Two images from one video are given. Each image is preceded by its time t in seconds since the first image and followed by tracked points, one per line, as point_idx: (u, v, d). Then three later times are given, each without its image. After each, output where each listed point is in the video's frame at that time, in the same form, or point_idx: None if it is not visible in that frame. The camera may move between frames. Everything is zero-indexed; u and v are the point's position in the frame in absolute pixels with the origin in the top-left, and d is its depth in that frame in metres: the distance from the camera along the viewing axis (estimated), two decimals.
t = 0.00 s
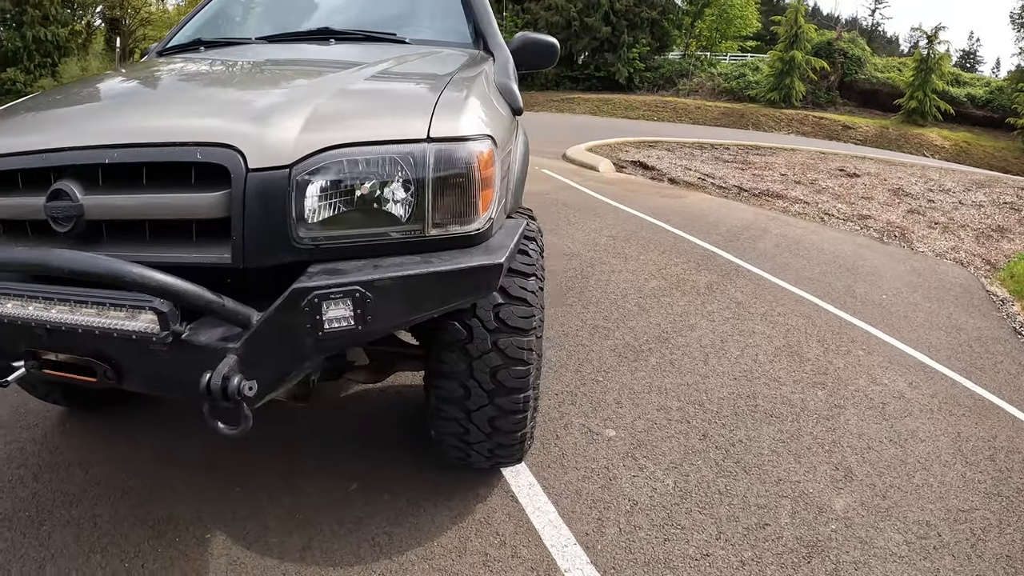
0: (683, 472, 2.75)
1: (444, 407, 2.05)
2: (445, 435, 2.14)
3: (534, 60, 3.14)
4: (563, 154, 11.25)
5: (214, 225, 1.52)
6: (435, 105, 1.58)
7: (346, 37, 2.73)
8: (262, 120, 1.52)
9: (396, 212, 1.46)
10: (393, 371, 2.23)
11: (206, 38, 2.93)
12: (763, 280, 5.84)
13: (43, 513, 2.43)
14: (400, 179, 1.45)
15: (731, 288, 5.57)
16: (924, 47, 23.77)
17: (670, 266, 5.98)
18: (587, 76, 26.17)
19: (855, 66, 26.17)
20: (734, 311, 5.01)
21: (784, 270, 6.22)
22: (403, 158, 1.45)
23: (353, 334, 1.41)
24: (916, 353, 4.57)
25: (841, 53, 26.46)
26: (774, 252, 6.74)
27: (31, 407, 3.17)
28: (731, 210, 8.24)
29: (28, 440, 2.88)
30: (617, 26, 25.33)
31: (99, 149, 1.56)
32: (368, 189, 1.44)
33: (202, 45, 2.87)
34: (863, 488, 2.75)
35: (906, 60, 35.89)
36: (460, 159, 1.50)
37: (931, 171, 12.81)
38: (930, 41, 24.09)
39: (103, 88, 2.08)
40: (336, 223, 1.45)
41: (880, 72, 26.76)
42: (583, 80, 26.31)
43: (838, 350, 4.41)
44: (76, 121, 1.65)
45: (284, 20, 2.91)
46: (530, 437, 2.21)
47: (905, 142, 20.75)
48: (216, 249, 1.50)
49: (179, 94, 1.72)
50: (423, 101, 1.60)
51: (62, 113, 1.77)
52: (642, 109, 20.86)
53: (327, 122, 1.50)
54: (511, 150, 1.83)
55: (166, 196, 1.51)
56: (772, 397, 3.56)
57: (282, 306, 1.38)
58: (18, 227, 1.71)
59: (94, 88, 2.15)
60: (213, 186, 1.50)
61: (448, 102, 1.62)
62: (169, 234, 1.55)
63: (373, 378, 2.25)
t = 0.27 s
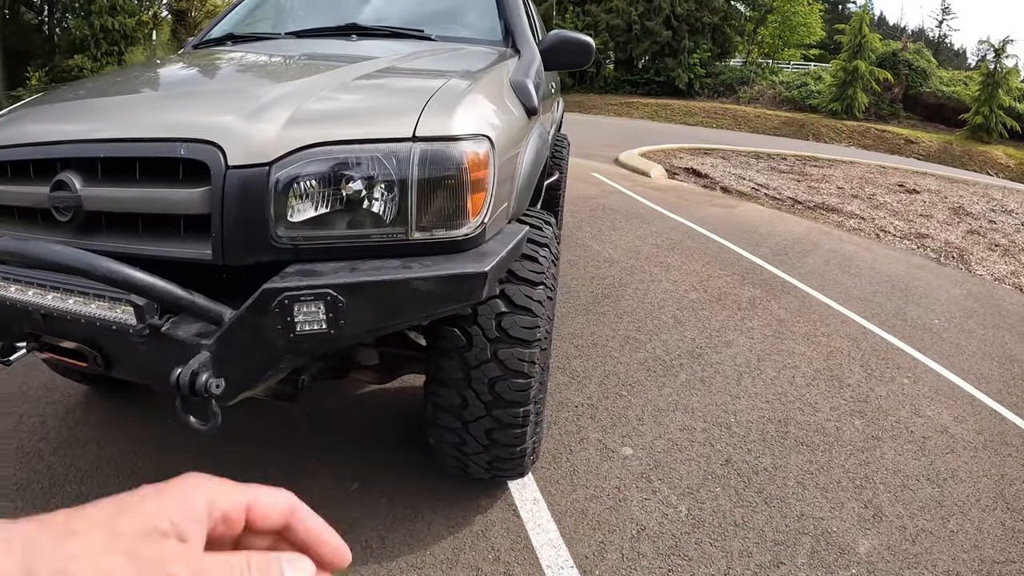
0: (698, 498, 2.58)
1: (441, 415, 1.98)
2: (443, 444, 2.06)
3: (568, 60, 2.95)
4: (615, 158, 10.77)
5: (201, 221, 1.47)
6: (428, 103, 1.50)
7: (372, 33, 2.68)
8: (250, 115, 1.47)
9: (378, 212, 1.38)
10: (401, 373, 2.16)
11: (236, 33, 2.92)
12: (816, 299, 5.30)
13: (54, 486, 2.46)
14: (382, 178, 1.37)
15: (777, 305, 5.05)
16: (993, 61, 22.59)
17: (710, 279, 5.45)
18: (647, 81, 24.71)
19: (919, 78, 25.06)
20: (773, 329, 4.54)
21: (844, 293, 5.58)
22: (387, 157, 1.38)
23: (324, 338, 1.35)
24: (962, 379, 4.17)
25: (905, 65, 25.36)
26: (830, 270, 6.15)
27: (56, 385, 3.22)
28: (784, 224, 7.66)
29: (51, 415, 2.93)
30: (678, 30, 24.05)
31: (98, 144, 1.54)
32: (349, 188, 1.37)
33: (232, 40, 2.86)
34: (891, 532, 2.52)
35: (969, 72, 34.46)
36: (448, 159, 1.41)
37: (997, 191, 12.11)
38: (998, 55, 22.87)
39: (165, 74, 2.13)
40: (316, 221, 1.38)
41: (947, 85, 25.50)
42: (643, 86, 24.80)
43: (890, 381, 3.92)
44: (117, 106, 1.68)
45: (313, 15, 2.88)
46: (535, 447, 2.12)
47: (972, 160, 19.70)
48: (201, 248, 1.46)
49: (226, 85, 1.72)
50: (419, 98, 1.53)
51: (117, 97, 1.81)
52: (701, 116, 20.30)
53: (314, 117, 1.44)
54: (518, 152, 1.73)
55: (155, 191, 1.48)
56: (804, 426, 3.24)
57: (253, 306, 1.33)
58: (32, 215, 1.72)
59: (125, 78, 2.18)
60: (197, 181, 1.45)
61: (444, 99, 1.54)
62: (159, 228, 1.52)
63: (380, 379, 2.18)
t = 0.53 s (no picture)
0: (719, 522, 2.42)
1: (449, 416, 1.92)
2: (451, 446, 2.00)
3: (612, 60, 2.69)
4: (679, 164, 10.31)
5: (208, 210, 1.44)
6: (437, 96, 1.44)
7: (410, 28, 2.63)
8: (261, 103, 1.43)
9: (376, 206, 1.33)
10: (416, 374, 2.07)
11: (280, 27, 2.91)
12: (883, 327, 4.78)
13: (81, 456, 2.52)
14: (379, 171, 1.32)
15: (828, 322, 4.67)
16: None
17: (762, 291, 5.11)
18: (715, 88, 24.11)
19: (997, 93, 23.71)
20: (822, 348, 4.20)
21: (899, 311, 5.17)
22: (385, 149, 1.32)
23: (312, 330, 1.31)
24: None
25: (979, 79, 23.99)
26: (892, 291, 5.62)
27: (97, 359, 3.31)
28: (844, 239, 7.10)
29: (89, 389, 3.01)
30: (747, 37, 23.22)
31: (119, 131, 1.54)
32: (345, 179, 1.32)
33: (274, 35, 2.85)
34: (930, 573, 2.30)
35: None
36: (448, 155, 1.34)
37: None
38: None
39: (233, 61, 2.14)
40: (313, 212, 1.34)
41: None
42: (710, 92, 24.27)
43: (940, 411, 3.56)
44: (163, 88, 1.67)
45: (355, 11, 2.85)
46: (545, 456, 2.02)
47: None
48: (205, 235, 1.43)
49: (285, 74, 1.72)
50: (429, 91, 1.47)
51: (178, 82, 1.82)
52: (768, 125, 19.62)
53: (321, 107, 1.40)
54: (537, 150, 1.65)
55: (166, 178, 1.46)
56: (843, 451, 3.00)
57: (244, 293, 1.30)
58: (70, 199, 1.76)
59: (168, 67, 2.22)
60: (203, 168, 1.42)
61: (454, 92, 1.48)
62: (172, 216, 1.50)
63: (396, 375, 2.11)
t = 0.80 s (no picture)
0: (737, 547, 2.28)
1: (462, 419, 1.87)
2: (464, 448, 1.94)
3: (651, 68, 2.56)
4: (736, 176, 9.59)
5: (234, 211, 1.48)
6: (451, 104, 1.44)
7: (450, 35, 2.63)
8: (284, 107, 1.46)
9: (388, 211, 1.34)
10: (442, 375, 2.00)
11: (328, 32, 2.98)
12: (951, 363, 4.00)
13: (121, 432, 2.63)
14: (388, 176, 1.33)
15: (875, 346, 4.07)
16: None
17: (810, 309, 4.51)
18: (780, 99, 23.35)
19: None
20: (868, 371, 3.72)
21: (963, 339, 4.40)
22: (397, 157, 1.34)
23: (321, 328, 1.33)
24: None
25: None
26: (953, 317, 4.82)
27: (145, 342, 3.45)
28: (902, 257, 6.32)
29: (135, 369, 3.14)
30: (813, 47, 22.41)
31: (157, 133, 1.60)
32: (358, 184, 1.34)
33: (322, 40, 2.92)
34: None
35: None
36: (456, 162, 1.34)
37: None
38: None
39: (297, 64, 2.23)
40: (326, 215, 1.36)
41: None
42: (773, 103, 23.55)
43: (987, 446, 3.13)
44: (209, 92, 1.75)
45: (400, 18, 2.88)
46: (557, 465, 1.96)
47: None
48: (227, 233, 1.47)
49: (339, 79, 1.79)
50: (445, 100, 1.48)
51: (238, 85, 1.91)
52: (833, 138, 18.94)
53: (339, 112, 1.43)
54: (555, 161, 1.64)
55: (194, 180, 1.50)
56: (877, 483, 2.71)
57: (257, 289, 1.34)
58: (112, 192, 1.86)
59: (223, 69, 2.33)
60: (229, 171, 1.45)
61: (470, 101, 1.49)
62: (199, 214, 1.55)
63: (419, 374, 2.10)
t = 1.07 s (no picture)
0: (740, 571, 2.19)
1: (461, 436, 1.86)
2: (464, 463, 1.93)
3: (661, 88, 2.52)
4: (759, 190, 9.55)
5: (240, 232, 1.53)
6: (449, 132, 1.47)
7: (461, 56, 2.69)
8: (290, 134, 1.50)
9: (387, 236, 1.37)
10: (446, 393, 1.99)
11: (345, 52, 3.06)
12: (970, 384, 3.88)
13: (138, 438, 2.67)
14: (385, 203, 1.37)
15: (892, 365, 3.98)
16: None
17: (828, 327, 4.46)
18: (806, 112, 22.96)
19: None
20: (883, 392, 3.60)
21: (983, 359, 4.26)
22: (393, 185, 1.37)
23: (321, 349, 1.36)
24: None
25: None
26: (973, 336, 4.70)
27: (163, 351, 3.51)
28: (924, 274, 6.18)
29: (153, 376, 3.19)
30: (838, 59, 22.05)
31: (174, 157, 1.68)
32: (358, 210, 1.38)
33: (338, 59, 3.00)
34: None
35: None
36: (451, 190, 1.37)
37: None
38: None
39: (324, 86, 2.37)
40: (326, 239, 1.40)
41: None
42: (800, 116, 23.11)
43: (1003, 470, 2.98)
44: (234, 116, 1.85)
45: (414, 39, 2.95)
46: (556, 482, 1.95)
47: None
48: (233, 254, 1.51)
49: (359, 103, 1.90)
50: (445, 126, 1.52)
51: (265, 108, 2.03)
52: (860, 151, 18.73)
53: (341, 138, 1.47)
54: (553, 186, 1.67)
55: (204, 203, 1.56)
56: (887, 506, 2.60)
57: (258, 309, 1.37)
58: (129, 210, 1.94)
59: (249, 89, 2.46)
60: (236, 196, 1.50)
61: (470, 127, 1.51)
62: (207, 234, 1.60)
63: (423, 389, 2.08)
